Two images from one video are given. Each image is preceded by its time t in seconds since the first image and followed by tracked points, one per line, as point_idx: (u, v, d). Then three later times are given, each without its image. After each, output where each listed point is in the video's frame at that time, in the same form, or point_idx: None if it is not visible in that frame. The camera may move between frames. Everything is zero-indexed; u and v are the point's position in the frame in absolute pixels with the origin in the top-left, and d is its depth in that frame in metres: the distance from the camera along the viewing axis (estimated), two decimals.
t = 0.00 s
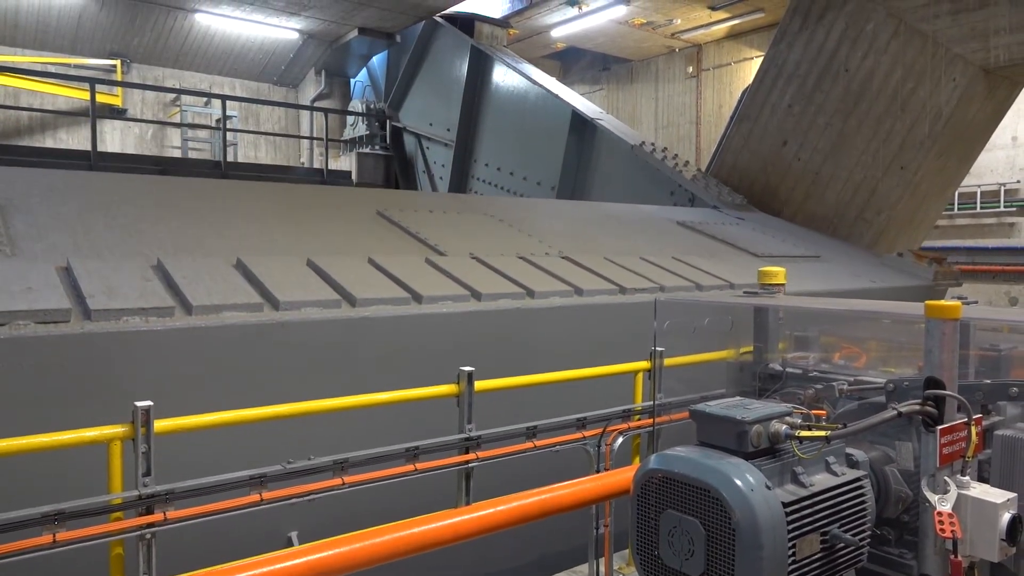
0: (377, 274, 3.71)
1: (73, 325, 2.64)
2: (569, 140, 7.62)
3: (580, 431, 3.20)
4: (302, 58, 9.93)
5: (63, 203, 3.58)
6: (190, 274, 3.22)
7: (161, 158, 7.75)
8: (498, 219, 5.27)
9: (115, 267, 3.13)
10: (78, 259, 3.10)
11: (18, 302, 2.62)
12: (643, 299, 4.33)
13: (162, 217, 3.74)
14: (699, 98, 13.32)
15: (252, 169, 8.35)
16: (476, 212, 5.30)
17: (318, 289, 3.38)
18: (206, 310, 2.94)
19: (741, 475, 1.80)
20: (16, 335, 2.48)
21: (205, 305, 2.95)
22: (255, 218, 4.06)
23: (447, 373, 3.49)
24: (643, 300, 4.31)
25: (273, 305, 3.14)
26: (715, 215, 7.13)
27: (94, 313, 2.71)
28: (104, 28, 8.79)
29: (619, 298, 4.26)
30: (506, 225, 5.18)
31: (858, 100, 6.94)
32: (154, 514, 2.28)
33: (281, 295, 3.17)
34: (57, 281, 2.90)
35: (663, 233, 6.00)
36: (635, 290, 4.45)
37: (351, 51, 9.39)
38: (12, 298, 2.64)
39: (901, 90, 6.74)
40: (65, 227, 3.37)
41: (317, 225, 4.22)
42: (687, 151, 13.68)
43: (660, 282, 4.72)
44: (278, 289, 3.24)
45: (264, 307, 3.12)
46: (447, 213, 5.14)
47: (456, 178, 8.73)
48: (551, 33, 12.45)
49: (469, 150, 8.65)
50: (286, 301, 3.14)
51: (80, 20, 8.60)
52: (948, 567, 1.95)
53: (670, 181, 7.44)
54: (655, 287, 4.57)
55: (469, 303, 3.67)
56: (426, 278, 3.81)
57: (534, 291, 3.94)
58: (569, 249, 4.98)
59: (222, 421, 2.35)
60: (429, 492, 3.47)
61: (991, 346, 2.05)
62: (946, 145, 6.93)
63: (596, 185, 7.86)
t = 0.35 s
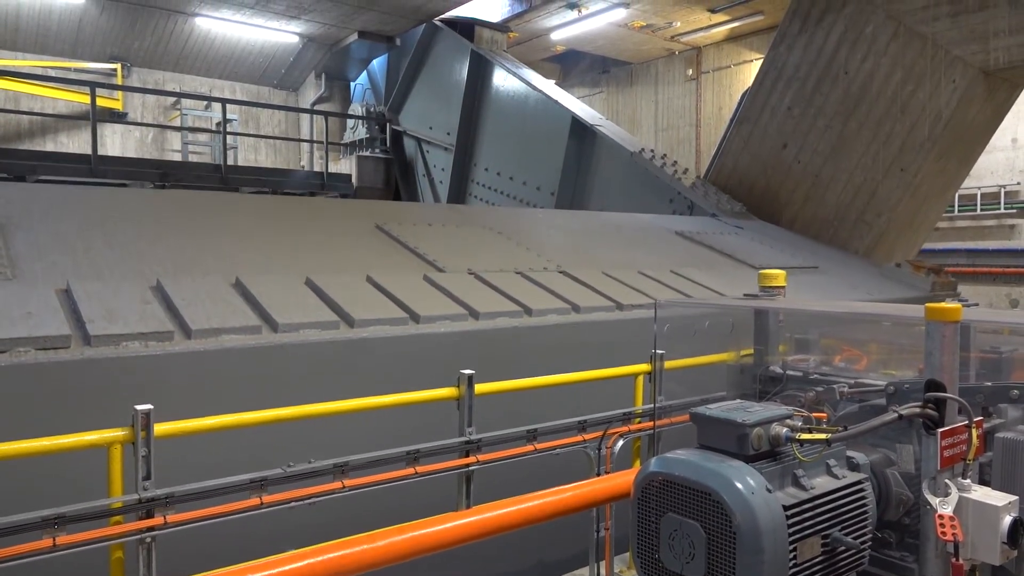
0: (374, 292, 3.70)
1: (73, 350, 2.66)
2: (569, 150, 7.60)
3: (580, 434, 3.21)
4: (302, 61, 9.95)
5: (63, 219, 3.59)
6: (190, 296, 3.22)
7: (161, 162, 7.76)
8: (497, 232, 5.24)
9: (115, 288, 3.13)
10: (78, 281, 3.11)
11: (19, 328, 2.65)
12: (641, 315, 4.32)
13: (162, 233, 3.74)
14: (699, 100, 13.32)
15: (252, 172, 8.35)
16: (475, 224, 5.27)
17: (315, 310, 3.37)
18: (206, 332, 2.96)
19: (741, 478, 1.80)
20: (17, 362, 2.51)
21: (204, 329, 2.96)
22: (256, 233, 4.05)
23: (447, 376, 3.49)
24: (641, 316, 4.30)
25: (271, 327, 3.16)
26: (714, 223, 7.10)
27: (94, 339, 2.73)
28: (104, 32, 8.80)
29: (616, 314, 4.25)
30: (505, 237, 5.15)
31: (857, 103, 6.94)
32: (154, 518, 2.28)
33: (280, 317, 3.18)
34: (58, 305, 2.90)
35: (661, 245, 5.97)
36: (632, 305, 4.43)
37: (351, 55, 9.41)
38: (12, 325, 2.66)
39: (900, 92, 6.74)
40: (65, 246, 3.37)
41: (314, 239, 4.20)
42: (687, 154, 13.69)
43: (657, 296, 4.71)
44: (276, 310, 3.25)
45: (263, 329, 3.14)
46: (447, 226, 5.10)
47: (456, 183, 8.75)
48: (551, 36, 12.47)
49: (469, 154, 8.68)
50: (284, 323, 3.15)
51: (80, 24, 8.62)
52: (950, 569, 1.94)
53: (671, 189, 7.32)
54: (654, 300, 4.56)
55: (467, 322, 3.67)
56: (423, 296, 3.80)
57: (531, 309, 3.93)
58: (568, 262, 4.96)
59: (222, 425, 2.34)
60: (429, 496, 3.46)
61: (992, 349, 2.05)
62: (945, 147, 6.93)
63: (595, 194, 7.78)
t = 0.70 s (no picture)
0: (373, 308, 3.69)
1: (75, 373, 2.67)
2: (569, 157, 7.58)
3: (582, 435, 3.20)
4: (303, 62, 9.97)
5: (64, 233, 3.59)
6: (189, 315, 3.22)
7: (163, 164, 7.77)
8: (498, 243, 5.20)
9: (116, 307, 3.14)
10: (80, 300, 3.11)
11: (21, 352, 2.65)
12: (641, 329, 4.30)
13: (163, 247, 3.74)
14: (700, 100, 13.31)
15: (253, 175, 8.35)
16: (475, 235, 5.25)
17: (315, 328, 3.37)
18: (206, 352, 2.97)
19: (744, 478, 1.79)
20: (19, 385, 2.52)
21: (205, 349, 2.97)
22: (254, 245, 4.04)
23: (449, 376, 3.49)
24: (641, 330, 4.29)
25: (271, 346, 3.16)
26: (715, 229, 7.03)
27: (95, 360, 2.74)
28: (106, 34, 8.82)
29: (616, 329, 4.23)
30: (504, 247, 5.13)
31: (859, 104, 6.93)
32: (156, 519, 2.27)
33: (281, 335, 3.19)
34: (59, 326, 2.91)
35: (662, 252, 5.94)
36: (632, 318, 4.41)
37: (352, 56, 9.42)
38: (14, 348, 2.66)
39: (902, 93, 6.74)
40: (67, 263, 3.37)
41: (314, 251, 4.19)
42: (688, 155, 13.68)
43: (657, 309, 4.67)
44: (277, 329, 3.25)
45: (263, 347, 3.14)
46: (448, 237, 5.06)
47: (457, 185, 8.77)
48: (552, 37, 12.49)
49: (470, 157, 8.70)
50: (284, 342, 3.15)
51: (82, 27, 8.65)
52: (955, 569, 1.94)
53: (669, 194, 7.26)
54: (653, 313, 4.53)
55: (467, 338, 3.66)
56: (423, 311, 3.79)
57: (530, 323, 3.93)
58: (568, 274, 4.93)
59: (224, 426, 2.34)
60: (431, 497, 3.45)
61: (995, 349, 2.04)
62: (947, 147, 6.94)
63: (596, 199, 7.71)
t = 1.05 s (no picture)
0: (374, 324, 3.67)
1: (77, 394, 2.67)
2: (571, 163, 7.55)
3: (585, 436, 3.20)
4: (306, 62, 9.98)
5: (66, 246, 3.60)
6: (192, 332, 3.21)
7: (166, 163, 7.77)
8: (500, 253, 5.17)
9: (119, 325, 3.14)
10: (83, 317, 3.11)
11: (24, 373, 2.65)
12: (642, 342, 4.27)
13: (166, 259, 3.75)
14: (703, 101, 13.29)
15: (256, 175, 8.35)
16: (476, 244, 5.22)
17: (316, 346, 3.36)
18: (208, 373, 2.96)
19: (749, 479, 1.78)
20: (24, 409, 2.52)
21: (206, 368, 2.97)
22: (256, 256, 4.03)
23: (452, 376, 3.49)
24: (642, 342, 4.26)
25: (273, 365, 3.16)
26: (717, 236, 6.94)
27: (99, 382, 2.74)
28: (110, 34, 8.83)
29: (617, 343, 4.19)
30: (504, 257, 5.11)
31: (863, 103, 6.91)
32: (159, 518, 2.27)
33: (282, 354, 3.19)
34: (62, 345, 2.92)
35: (663, 259, 5.90)
36: (632, 331, 4.38)
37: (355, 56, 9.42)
38: (17, 369, 2.67)
39: (906, 93, 6.73)
40: (70, 277, 3.37)
41: (316, 262, 4.18)
42: (691, 156, 13.66)
43: (659, 322, 4.63)
44: (278, 347, 3.24)
45: (265, 366, 3.14)
46: (449, 247, 5.03)
47: (459, 186, 8.80)
48: (555, 38, 12.49)
49: (473, 158, 8.71)
50: (286, 360, 3.15)
51: (86, 27, 8.67)
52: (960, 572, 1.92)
53: (671, 199, 7.21)
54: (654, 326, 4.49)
55: (467, 354, 3.65)
56: (424, 326, 3.77)
57: (531, 338, 3.90)
58: (568, 286, 4.89)
59: (226, 425, 2.34)
60: (433, 498, 3.44)
61: (1001, 350, 2.03)
62: (951, 147, 6.93)
63: (597, 203, 7.67)
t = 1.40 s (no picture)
0: (374, 340, 3.65)
1: (78, 415, 2.67)
2: (571, 168, 7.54)
3: (587, 436, 3.19)
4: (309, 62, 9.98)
5: (68, 258, 3.60)
6: (192, 349, 3.21)
7: (169, 163, 7.78)
8: (499, 261, 5.16)
9: (120, 342, 3.13)
10: (84, 334, 3.11)
11: (26, 394, 2.66)
12: (642, 355, 4.24)
13: (168, 271, 3.75)
14: (706, 101, 13.28)
15: (258, 175, 8.36)
16: (476, 252, 5.21)
17: (317, 361, 3.35)
18: (208, 393, 2.96)
19: (752, 481, 1.78)
20: (27, 430, 2.53)
21: (207, 387, 2.97)
22: (256, 268, 4.02)
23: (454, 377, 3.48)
24: (642, 355, 4.23)
25: (273, 382, 3.15)
26: (718, 242, 6.84)
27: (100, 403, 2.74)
28: (112, 33, 8.83)
29: (617, 356, 4.17)
30: (505, 266, 5.09)
31: (866, 103, 6.90)
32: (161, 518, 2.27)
33: (282, 371, 3.18)
34: (64, 363, 2.92)
35: (665, 265, 5.90)
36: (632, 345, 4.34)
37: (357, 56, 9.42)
38: (21, 390, 2.67)
39: (909, 93, 6.74)
40: (71, 290, 3.37)
41: (317, 273, 4.17)
42: (693, 156, 13.67)
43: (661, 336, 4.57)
44: (278, 364, 3.23)
45: (265, 384, 3.14)
46: (449, 256, 5.01)
47: (461, 187, 8.82)
48: (557, 38, 12.49)
49: (475, 159, 8.72)
50: (285, 378, 3.14)
51: (88, 26, 8.67)
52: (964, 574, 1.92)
53: (673, 203, 7.11)
54: (653, 339, 4.47)
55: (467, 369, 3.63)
56: (424, 341, 3.76)
57: (531, 353, 3.89)
58: (569, 296, 4.86)
59: (228, 426, 2.34)
60: (435, 498, 3.44)
61: (1005, 351, 2.01)
62: (954, 147, 6.94)
63: (598, 207, 7.61)
